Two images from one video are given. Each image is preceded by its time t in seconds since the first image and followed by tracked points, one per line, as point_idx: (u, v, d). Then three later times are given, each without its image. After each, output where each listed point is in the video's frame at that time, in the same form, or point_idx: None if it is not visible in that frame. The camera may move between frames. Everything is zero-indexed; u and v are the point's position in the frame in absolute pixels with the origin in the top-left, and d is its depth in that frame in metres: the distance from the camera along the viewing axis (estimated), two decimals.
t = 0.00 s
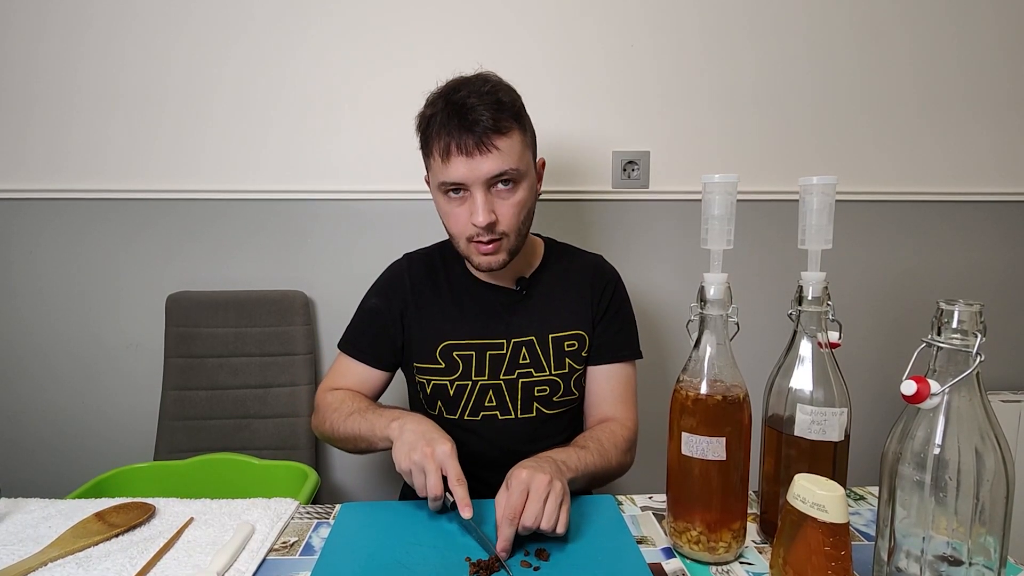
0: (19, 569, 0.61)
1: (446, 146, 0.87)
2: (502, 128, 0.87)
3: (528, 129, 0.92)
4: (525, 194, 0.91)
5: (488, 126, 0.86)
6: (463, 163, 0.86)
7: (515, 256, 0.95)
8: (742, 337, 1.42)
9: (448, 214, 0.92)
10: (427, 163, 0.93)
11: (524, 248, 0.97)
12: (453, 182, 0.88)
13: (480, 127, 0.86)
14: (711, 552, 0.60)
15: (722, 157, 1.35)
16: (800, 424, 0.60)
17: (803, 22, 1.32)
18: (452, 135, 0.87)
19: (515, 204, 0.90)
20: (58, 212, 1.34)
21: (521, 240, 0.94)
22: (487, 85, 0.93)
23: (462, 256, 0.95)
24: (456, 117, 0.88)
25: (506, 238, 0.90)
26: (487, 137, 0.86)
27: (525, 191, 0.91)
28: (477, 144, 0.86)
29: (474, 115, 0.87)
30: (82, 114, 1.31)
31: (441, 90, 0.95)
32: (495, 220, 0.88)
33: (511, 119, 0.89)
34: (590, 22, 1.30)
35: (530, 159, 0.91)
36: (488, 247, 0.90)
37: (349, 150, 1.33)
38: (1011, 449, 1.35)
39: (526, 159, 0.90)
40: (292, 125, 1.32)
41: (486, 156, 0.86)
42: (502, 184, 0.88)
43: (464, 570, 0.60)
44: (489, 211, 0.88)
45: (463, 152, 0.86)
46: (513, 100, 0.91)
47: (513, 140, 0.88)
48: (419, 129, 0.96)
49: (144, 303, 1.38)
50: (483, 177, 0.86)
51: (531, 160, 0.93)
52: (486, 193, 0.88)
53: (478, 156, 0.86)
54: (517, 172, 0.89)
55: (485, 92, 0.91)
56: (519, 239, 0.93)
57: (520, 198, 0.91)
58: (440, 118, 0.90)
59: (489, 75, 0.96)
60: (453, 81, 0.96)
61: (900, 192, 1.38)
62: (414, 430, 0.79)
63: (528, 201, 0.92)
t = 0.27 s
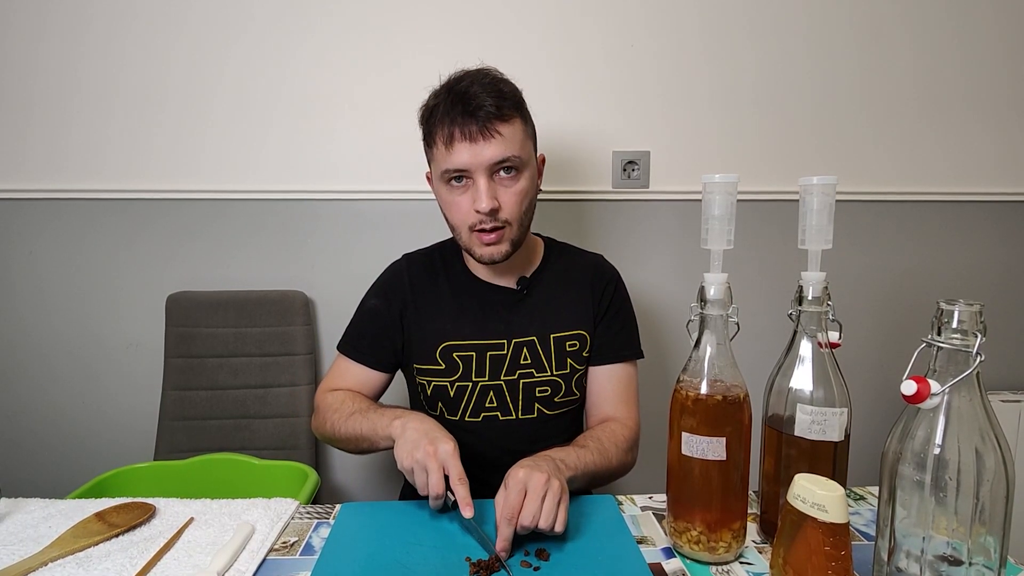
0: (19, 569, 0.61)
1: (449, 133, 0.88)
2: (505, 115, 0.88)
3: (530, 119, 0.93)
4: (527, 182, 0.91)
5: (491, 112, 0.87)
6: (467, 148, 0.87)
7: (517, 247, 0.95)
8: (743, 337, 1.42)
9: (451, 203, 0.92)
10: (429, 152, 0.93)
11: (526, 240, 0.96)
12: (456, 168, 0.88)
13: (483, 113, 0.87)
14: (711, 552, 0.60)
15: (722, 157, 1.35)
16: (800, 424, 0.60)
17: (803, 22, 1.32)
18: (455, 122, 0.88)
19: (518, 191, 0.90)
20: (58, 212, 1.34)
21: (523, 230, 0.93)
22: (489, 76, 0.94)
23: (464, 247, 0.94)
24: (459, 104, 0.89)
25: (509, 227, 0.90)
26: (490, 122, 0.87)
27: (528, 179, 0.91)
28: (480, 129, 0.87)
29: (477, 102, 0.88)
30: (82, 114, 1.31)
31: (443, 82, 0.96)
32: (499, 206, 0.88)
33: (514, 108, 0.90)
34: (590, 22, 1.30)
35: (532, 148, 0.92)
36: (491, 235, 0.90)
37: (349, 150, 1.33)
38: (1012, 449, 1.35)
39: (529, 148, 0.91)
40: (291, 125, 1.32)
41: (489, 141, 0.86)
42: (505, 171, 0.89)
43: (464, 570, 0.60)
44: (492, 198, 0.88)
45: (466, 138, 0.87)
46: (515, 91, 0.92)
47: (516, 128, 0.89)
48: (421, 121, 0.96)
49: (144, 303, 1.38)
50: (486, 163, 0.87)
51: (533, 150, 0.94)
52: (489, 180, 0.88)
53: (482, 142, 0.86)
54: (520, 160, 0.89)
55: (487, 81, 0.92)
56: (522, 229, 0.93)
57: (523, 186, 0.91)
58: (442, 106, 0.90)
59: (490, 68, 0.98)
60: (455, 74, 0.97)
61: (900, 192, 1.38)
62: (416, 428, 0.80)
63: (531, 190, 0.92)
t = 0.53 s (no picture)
0: (19, 569, 0.61)
1: (452, 135, 0.87)
2: (507, 116, 0.88)
3: (533, 119, 0.93)
4: (530, 184, 0.91)
5: (494, 114, 0.87)
6: (470, 151, 0.86)
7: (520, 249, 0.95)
8: (742, 337, 1.42)
9: (453, 206, 0.92)
10: (432, 154, 0.93)
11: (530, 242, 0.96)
12: (459, 171, 0.88)
13: (486, 115, 0.87)
14: (711, 552, 0.60)
15: (722, 157, 1.35)
16: (800, 424, 0.60)
17: (803, 22, 1.32)
18: (457, 124, 0.87)
19: (521, 193, 0.90)
20: (58, 212, 1.34)
21: (526, 232, 0.93)
22: (491, 76, 0.94)
23: (467, 249, 0.94)
24: (461, 106, 0.89)
25: (512, 229, 0.90)
26: (492, 124, 0.86)
27: (530, 181, 0.91)
28: (483, 132, 0.86)
29: (480, 104, 0.88)
30: (82, 114, 1.31)
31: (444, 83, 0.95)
32: (502, 209, 0.88)
33: (517, 109, 0.89)
34: (590, 22, 1.30)
35: (534, 149, 0.92)
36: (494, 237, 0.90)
37: (349, 149, 1.33)
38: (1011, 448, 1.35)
39: (531, 149, 0.91)
40: (291, 124, 1.32)
41: (492, 144, 0.86)
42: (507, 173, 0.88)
43: (465, 570, 0.60)
44: (495, 200, 0.88)
45: (469, 140, 0.87)
46: (517, 91, 0.91)
47: (519, 129, 0.88)
48: (422, 122, 0.96)
49: (144, 303, 1.38)
50: (489, 165, 0.87)
51: (536, 150, 0.93)
52: (492, 183, 0.88)
53: (485, 144, 0.86)
54: (523, 161, 0.89)
55: (489, 82, 0.92)
56: (525, 231, 0.93)
57: (526, 188, 0.91)
58: (444, 108, 0.90)
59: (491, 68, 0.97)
60: (455, 74, 0.97)
61: (900, 191, 1.38)
62: (416, 428, 0.80)
63: (534, 191, 0.92)
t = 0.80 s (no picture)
0: (19, 569, 0.61)
1: (452, 145, 0.87)
2: (508, 126, 0.87)
3: (533, 126, 0.92)
4: (530, 193, 0.91)
5: (494, 124, 0.86)
6: (470, 162, 0.86)
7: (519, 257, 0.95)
8: (742, 337, 1.43)
9: (453, 214, 0.91)
10: (432, 161, 0.92)
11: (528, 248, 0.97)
12: (459, 182, 0.87)
13: (486, 125, 0.86)
14: (711, 552, 0.60)
15: (722, 157, 1.35)
16: (800, 425, 0.60)
17: (803, 21, 1.32)
18: (457, 134, 0.87)
19: (520, 203, 0.90)
20: (58, 212, 1.34)
21: (525, 241, 0.93)
22: (491, 81, 0.93)
23: (465, 257, 0.94)
24: (462, 115, 0.88)
25: (512, 239, 0.90)
26: (493, 135, 0.86)
27: (530, 190, 0.91)
28: (483, 142, 0.86)
29: (480, 113, 0.87)
30: (82, 115, 1.31)
31: (444, 87, 0.95)
32: (501, 220, 0.88)
33: (517, 118, 0.89)
34: (590, 21, 1.30)
35: (535, 156, 0.91)
36: (493, 248, 0.90)
37: (349, 149, 1.33)
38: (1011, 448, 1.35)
39: (531, 157, 0.90)
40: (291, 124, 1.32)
41: (493, 155, 0.86)
42: (507, 183, 0.88)
43: (465, 570, 0.60)
44: (495, 212, 0.87)
45: (469, 151, 0.86)
46: (517, 98, 0.91)
47: (519, 139, 0.88)
48: (421, 126, 0.96)
49: (144, 303, 1.38)
50: (489, 177, 0.86)
51: (536, 158, 0.93)
52: (492, 193, 0.88)
53: (485, 155, 0.86)
54: (523, 171, 0.88)
55: (489, 88, 0.91)
56: (524, 240, 0.93)
57: (525, 197, 0.90)
58: (444, 116, 0.89)
59: (491, 70, 0.96)
60: (456, 77, 0.96)
61: (900, 191, 1.38)
62: (416, 428, 0.80)
63: (533, 200, 0.92)
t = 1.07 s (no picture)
0: (19, 569, 0.61)
1: (451, 109, 0.90)
2: (506, 94, 0.91)
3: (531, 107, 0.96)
4: (529, 163, 0.92)
5: (493, 91, 0.90)
6: (469, 123, 0.89)
7: (518, 232, 0.94)
8: (742, 337, 1.42)
9: (451, 183, 0.92)
10: (432, 137, 0.95)
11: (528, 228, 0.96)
12: (458, 143, 0.89)
13: (485, 91, 0.90)
14: (711, 552, 0.60)
15: (722, 157, 1.35)
16: (800, 424, 0.60)
17: (803, 22, 1.32)
18: (457, 100, 0.91)
19: (519, 169, 0.90)
20: (58, 212, 1.34)
21: (524, 213, 0.93)
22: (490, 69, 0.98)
23: (463, 231, 0.93)
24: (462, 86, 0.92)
25: (510, 204, 0.90)
26: (492, 99, 0.90)
27: (528, 160, 0.92)
28: (482, 104, 0.89)
29: (480, 83, 0.92)
30: (83, 115, 1.31)
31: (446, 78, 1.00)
32: (499, 181, 0.89)
33: (514, 90, 0.93)
34: (591, 22, 1.30)
35: (533, 132, 0.94)
36: (491, 211, 0.89)
37: (349, 149, 1.33)
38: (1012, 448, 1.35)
39: (529, 130, 0.93)
40: (291, 124, 1.32)
41: (491, 116, 0.88)
42: (506, 148, 0.90)
43: (465, 570, 0.60)
44: (493, 170, 0.88)
45: (468, 113, 0.89)
46: (516, 79, 0.96)
47: (516, 107, 0.91)
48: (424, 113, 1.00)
49: (144, 303, 1.38)
50: (488, 137, 0.88)
51: (534, 136, 0.96)
52: (490, 155, 0.89)
53: (484, 116, 0.89)
54: (521, 138, 0.90)
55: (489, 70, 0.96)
56: (522, 211, 0.92)
57: (524, 166, 0.91)
58: (445, 90, 0.94)
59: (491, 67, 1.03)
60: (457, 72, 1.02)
61: (900, 191, 1.38)
62: (416, 427, 0.80)
63: (532, 171, 0.93)
